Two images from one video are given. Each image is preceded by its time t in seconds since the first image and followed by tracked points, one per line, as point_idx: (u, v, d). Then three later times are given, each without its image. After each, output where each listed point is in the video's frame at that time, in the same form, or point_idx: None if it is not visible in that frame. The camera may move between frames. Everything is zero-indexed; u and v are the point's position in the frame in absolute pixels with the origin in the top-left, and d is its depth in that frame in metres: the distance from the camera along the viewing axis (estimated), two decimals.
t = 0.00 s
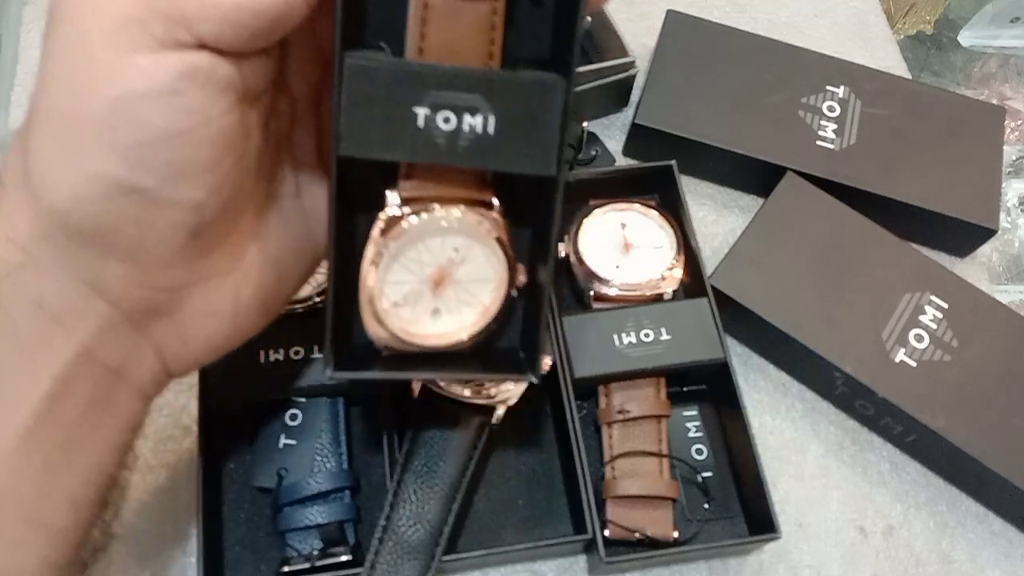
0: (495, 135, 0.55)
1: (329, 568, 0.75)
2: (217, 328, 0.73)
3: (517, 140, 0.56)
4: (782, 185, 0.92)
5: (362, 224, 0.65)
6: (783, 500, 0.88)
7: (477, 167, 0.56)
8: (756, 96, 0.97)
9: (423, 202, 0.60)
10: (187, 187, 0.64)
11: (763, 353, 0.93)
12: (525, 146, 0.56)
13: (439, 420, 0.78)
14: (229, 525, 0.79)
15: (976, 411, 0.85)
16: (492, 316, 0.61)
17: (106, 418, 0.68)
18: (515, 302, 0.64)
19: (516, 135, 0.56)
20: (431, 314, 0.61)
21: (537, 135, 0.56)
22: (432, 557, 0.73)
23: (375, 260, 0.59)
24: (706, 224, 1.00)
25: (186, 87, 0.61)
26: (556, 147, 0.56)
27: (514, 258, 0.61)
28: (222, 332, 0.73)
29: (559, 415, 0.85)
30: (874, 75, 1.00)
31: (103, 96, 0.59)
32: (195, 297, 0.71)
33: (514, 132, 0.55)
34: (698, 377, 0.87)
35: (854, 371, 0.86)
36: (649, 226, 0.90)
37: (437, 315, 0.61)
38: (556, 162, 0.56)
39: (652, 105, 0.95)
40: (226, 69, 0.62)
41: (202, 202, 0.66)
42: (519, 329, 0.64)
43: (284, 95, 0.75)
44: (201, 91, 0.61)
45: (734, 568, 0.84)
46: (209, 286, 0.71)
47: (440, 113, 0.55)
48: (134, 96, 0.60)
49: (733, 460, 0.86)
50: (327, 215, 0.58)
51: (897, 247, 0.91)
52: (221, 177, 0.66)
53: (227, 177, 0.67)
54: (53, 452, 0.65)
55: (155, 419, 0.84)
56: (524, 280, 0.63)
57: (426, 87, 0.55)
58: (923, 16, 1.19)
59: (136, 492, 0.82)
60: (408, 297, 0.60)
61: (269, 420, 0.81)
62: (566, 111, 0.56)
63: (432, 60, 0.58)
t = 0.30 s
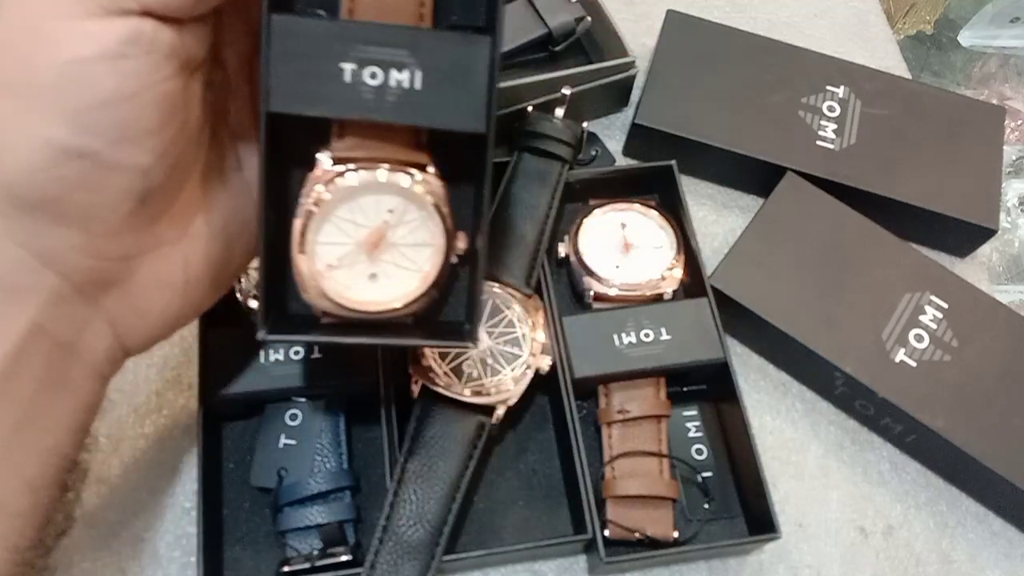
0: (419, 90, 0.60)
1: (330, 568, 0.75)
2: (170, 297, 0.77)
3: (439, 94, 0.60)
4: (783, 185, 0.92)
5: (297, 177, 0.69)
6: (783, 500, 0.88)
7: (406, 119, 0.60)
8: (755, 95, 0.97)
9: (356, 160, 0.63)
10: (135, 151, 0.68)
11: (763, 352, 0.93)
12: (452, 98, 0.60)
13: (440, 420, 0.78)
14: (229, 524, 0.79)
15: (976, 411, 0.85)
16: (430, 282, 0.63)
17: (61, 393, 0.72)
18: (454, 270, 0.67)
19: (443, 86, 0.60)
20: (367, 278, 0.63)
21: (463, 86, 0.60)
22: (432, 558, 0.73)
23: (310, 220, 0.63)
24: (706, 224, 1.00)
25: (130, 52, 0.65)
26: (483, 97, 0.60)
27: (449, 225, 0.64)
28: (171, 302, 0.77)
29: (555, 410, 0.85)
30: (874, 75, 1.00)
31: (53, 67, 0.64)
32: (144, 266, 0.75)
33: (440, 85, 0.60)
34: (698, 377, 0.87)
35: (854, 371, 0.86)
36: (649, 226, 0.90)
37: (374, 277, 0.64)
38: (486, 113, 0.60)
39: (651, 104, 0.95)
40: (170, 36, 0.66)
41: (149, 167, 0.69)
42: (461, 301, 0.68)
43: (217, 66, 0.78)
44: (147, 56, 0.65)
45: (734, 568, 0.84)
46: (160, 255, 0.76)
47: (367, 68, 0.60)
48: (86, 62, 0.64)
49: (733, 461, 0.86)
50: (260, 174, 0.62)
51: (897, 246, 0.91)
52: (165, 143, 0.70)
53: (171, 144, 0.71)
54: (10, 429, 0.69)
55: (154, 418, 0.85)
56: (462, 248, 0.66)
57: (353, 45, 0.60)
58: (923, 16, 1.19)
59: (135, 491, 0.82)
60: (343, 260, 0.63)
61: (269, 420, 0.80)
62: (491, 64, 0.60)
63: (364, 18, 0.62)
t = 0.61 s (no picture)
0: (322, 97, 0.64)
1: (330, 568, 0.75)
2: (89, 308, 0.80)
3: (341, 101, 0.64)
4: (782, 185, 0.92)
5: (205, 184, 0.73)
6: (783, 500, 0.88)
7: (307, 125, 0.64)
8: (755, 96, 0.97)
9: (264, 166, 0.66)
10: (35, 161, 0.73)
11: (763, 353, 0.93)
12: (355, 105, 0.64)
13: (439, 419, 0.77)
14: (228, 524, 0.79)
15: (976, 411, 0.85)
16: (340, 291, 0.68)
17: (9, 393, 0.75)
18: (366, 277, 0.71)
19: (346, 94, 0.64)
20: (275, 288, 0.67)
21: (365, 93, 0.64)
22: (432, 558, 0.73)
23: (214, 229, 0.66)
24: (706, 224, 0.99)
25: (27, 61, 0.69)
26: (387, 105, 0.65)
27: (358, 236, 0.68)
28: (94, 311, 0.81)
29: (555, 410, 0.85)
30: (874, 75, 1.00)
31: None
32: (64, 280, 0.79)
33: (343, 92, 0.64)
34: (698, 376, 0.87)
35: (854, 371, 0.86)
36: (649, 226, 0.90)
37: (283, 287, 0.67)
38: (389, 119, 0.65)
39: (651, 105, 0.95)
40: (69, 44, 0.71)
41: (57, 178, 0.74)
42: (377, 310, 0.72)
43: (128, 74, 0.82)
44: (45, 64, 0.70)
45: (734, 568, 0.84)
46: (78, 267, 0.80)
47: (268, 75, 0.63)
48: None
49: (733, 461, 0.86)
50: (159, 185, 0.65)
51: (897, 246, 0.91)
52: (71, 154, 0.74)
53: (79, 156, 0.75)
54: None
55: (154, 418, 0.84)
56: (373, 257, 0.70)
57: (254, 52, 0.63)
58: (923, 16, 1.19)
59: (133, 490, 0.82)
60: (250, 270, 0.67)
61: (269, 420, 0.80)
62: (395, 72, 0.64)
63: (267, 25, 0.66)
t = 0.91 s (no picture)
0: (311, 120, 0.66)
1: (330, 567, 0.76)
2: (85, 335, 0.80)
3: (330, 123, 0.66)
4: (781, 186, 0.92)
5: (196, 208, 0.75)
6: (782, 500, 0.88)
7: (297, 147, 0.66)
8: (755, 96, 0.97)
9: (256, 190, 0.69)
10: (29, 190, 0.73)
11: (763, 353, 0.93)
12: (343, 126, 0.66)
13: (440, 419, 0.78)
14: (229, 524, 0.79)
15: (975, 411, 0.85)
16: (335, 310, 0.70)
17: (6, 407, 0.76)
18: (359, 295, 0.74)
19: (334, 116, 0.66)
20: (269, 309, 0.70)
21: (352, 115, 0.66)
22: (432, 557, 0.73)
23: (209, 253, 0.68)
24: (706, 224, 1.00)
25: (16, 92, 0.70)
26: (375, 127, 0.66)
27: (351, 256, 0.71)
28: (88, 336, 0.80)
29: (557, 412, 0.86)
30: (873, 76, 1.00)
31: None
32: (58, 306, 0.79)
33: (331, 114, 0.66)
34: (698, 376, 0.88)
35: (853, 371, 0.86)
36: (649, 227, 0.90)
37: (277, 308, 0.70)
38: (377, 139, 0.66)
39: (651, 106, 0.95)
40: (59, 74, 0.71)
41: (52, 207, 0.75)
42: (371, 330, 0.75)
43: (118, 99, 0.83)
44: (34, 94, 0.71)
45: (734, 567, 0.84)
46: (72, 295, 0.80)
47: (257, 100, 0.65)
48: None
49: (732, 460, 0.86)
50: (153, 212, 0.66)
51: (896, 246, 0.91)
52: (65, 181, 0.75)
53: (72, 181, 0.76)
54: None
55: (156, 418, 0.85)
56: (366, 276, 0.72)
57: (243, 78, 0.65)
58: (923, 16, 1.19)
59: (136, 490, 0.82)
60: (244, 292, 0.70)
61: (270, 419, 0.81)
62: (381, 95, 0.66)
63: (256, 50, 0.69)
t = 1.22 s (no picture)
0: (321, 128, 0.66)
1: (329, 569, 0.75)
2: (96, 340, 0.79)
3: (340, 131, 0.66)
4: (782, 185, 0.92)
5: (206, 214, 0.74)
6: (783, 500, 0.88)
7: (306, 155, 0.66)
8: (756, 96, 0.97)
9: (264, 196, 0.69)
10: (44, 198, 0.72)
11: (763, 353, 0.93)
12: (352, 135, 0.66)
13: (440, 420, 0.77)
14: (228, 524, 0.79)
15: (977, 411, 0.85)
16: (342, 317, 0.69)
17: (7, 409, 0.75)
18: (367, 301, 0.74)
19: (343, 124, 0.66)
20: (277, 315, 0.69)
21: (362, 124, 0.66)
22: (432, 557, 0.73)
23: (218, 259, 0.68)
24: (706, 224, 1.00)
25: (33, 100, 0.69)
26: (384, 135, 0.66)
27: (359, 262, 0.70)
28: (99, 341, 0.79)
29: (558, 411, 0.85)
30: (875, 75, 1.00)
31: None
32: (69, 312, 0.77)
33: (340, 122, 0.66)
34: (698, 377, 0.87)
35: (855, 371, 0.86)
36: (649, 227, 0.90)
37: (285, 314, 0.69)
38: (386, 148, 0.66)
39: (651, 105, 0.95)
40: (72, 82, 0.71)
41: (64, 213, 0.73)
42: (378, 334, 0.74)
43: (130, 104, 0.82)
44: (50, 102, 0.70)
45: (734, 568, 0.83)
46: (82, 299, 0.78)
47: (268, 108, 0.65)
48: None
49: (733, 460, 0.85)
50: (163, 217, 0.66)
51: (897, 246, 0.91)
52: (81, 188, 0.74)
53: (87, 188, 0.74)
54: None
55: (155, 418, 0.84)
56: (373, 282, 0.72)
57: (255, 86, 0.65)
58: (923, 16, 1.19)
59: (134, 490, 0.82)
60: (253, 298, 0.69)
61: (269, 420, 0.80)
62: (391, 103, 0.66)
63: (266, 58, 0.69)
